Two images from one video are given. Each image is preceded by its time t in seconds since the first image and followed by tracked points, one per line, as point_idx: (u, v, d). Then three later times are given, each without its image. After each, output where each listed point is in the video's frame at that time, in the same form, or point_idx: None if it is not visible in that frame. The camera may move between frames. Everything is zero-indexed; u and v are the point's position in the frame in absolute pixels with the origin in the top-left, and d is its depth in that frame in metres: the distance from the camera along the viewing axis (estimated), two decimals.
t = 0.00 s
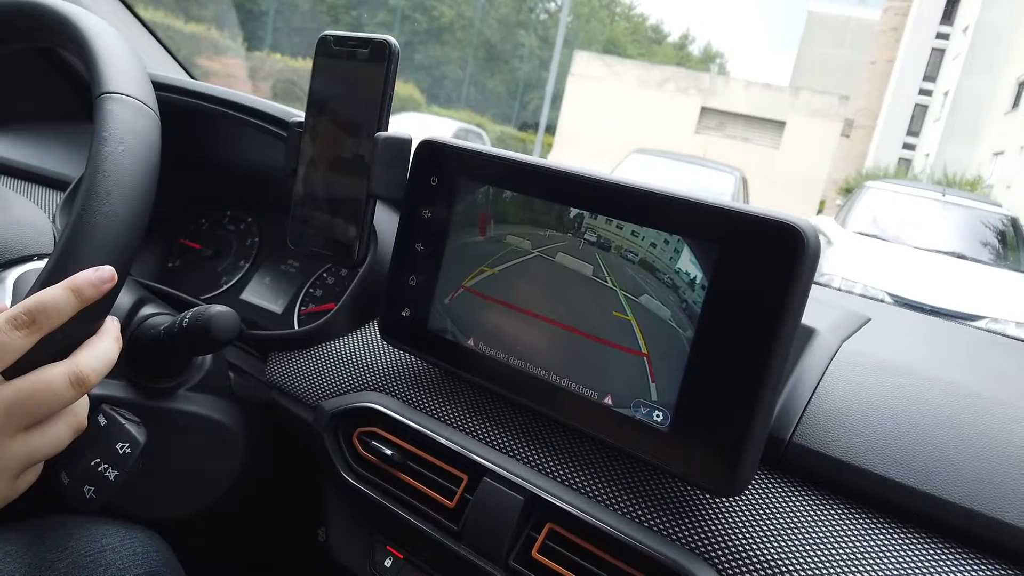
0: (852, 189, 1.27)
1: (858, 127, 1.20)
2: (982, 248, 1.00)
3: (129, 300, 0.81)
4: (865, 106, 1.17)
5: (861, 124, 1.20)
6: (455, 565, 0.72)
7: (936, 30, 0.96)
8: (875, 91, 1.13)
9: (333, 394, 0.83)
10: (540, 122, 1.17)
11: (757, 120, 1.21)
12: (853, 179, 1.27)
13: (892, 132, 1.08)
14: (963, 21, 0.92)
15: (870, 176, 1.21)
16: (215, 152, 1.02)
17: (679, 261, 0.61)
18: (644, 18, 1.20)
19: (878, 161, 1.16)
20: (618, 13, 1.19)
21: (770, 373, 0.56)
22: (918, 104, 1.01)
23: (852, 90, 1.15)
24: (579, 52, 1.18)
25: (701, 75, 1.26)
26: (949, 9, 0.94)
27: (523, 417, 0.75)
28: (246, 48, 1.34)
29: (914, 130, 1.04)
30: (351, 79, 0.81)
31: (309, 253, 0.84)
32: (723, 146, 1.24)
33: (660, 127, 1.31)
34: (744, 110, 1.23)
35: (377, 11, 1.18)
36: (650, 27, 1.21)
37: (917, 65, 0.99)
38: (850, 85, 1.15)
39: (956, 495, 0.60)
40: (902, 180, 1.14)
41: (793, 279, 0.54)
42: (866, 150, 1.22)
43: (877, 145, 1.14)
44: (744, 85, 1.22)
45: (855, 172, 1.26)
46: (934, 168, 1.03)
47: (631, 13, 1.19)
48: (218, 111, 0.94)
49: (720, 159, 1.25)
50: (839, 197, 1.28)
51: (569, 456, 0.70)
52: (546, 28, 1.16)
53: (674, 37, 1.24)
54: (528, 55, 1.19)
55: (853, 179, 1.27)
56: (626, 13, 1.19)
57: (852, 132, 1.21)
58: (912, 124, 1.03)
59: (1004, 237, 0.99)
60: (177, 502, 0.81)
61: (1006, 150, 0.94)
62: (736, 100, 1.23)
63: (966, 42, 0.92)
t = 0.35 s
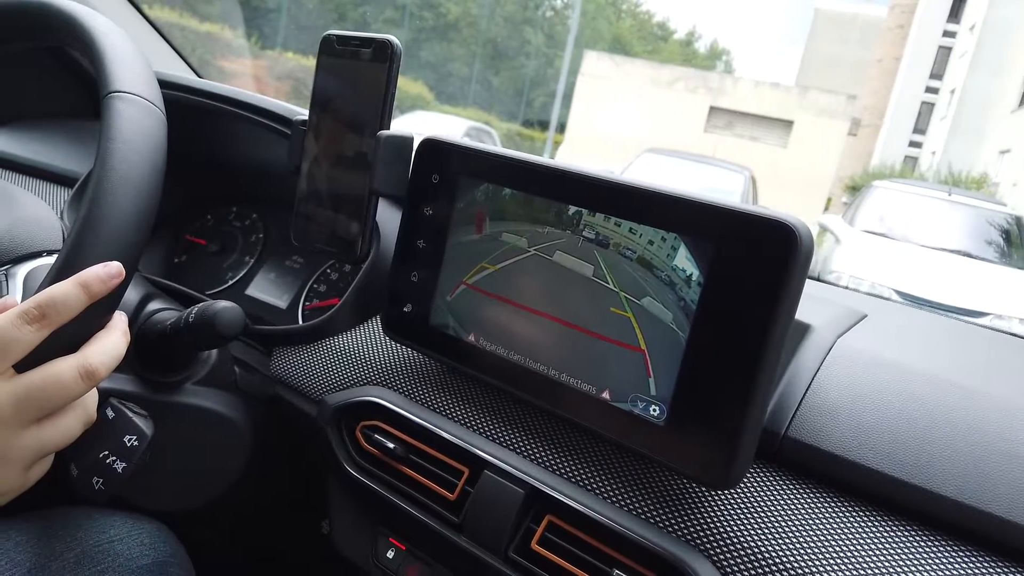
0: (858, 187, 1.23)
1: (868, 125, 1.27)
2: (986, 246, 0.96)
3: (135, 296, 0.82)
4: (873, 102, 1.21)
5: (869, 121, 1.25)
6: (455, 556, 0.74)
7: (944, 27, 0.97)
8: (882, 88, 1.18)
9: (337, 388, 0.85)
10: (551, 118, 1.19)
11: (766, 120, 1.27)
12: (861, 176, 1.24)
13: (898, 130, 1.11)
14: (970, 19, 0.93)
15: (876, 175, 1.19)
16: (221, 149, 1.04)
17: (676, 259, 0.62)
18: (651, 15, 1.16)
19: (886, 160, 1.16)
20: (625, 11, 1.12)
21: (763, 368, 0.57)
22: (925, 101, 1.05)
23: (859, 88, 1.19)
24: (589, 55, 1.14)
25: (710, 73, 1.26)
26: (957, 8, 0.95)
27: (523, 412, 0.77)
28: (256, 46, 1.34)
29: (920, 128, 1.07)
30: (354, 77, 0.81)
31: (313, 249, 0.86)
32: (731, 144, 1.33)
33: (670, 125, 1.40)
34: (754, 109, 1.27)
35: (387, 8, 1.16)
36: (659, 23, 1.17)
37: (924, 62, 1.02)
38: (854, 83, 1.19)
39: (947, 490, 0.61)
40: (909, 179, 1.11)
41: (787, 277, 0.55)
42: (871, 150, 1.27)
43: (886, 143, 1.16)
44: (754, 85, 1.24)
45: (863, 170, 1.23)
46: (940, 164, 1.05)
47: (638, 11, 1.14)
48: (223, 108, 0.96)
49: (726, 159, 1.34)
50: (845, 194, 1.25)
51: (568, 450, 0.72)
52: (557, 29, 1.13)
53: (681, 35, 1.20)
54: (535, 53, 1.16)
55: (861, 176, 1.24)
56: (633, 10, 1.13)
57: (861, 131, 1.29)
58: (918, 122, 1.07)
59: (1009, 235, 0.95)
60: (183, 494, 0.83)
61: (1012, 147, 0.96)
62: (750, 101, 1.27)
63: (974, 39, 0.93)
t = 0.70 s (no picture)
0: (866, 185, 1.08)
1: (875, 122, 1.06)
2: (989, 241, 0.88)
3: (143, 286, 0.82)
4: (878, 102, 1.04)
5: (877, 119, 1.06)
6: (464, 549, 0.73)
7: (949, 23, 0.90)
8: (889, 84, 1.02)
9: (345, 380, 0.84)
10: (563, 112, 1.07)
11: (774, 117, 1.10)
12: (866, 174, 1.08)
13: (904, 124, 0.98)
14: (977, 15, 0.89)
15: (880, 173, 1.06)
16: (229, 140, 1.03)
17: (691, 249, 0.61)
18: (655, 11, 1.07)
19: (884, 158, 1.05)
20: (630, 5, 1.04)
21: (779, 358, 0.56)
22: (930, 97, 0.94)
23: (867, 86, 1.02)
24: (596, 51, 1.05)
25: (714, 71, 1.14)
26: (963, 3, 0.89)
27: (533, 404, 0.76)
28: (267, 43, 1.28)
29: (926, 127, 0.96)
30: (363, 66, 0.81)
31: (322, 240, 0.85)
32: (738, 142, 1.15)
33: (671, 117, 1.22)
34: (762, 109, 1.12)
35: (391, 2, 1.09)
36: (662, 20, 1.08)
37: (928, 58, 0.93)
38: (863, 82, 1.02)
39: (965, 484, 0.60)
40: (913, 177, 1.02)
41: (805, 266, 0.54)
42: (879, 148, 1.07)
43: (888, 138, 1.04)
44: (759, 82, 1.11)
45: (867, 166, 1.08)
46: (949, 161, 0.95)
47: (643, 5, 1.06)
48: (231, 98, 0.96)
49: (735, 156, 1.15)
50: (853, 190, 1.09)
51: (579, 443, 0.71)
52: (564, 24, 1.05)
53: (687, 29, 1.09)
54: (541, 48, 1.07)
55: (867, 173, 1.08)
56: (637, 5, 1.06)
57: (869, 126, 1.07)
58: (925, 120, 0.95)
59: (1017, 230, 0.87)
60: (191, 486, 0.82)
61: (1019, 145, 0.87)
62: (750, 97, 1.13)
63: (979, 36, 0.88)
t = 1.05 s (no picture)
0: (871, 182, 1.00)
1: (881, 119, 0.99)
2: (993, 238, 0.86)
3: (145, 279, 0.82)
4: (884, 96, 0.97)
5: (884, 116, 0.98)
6: (465, 543, 0.73)
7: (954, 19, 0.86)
8: (894, 81, 0.96)
9: (346, 374, 0.84)
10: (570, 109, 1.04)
11: (781, 115, 1.04)
12: (871, 169, 1.00)
13: (907, 123, 0.93)
14: (982, 12, 0.85)
15: (885, 170, 0.98)
16: (232, 134, 1.03)
17: (692, 243, 0.61)
18: (660, 7, 1.01)
19: (889, 154, 0.97)
20: None
21: (780, 352, 0.56)
22: (935, 95, 0.89)
23: (872, 82, 0.96)
24: (603, 47, 1.00)
25: (718, 68, 1.07)
26: None
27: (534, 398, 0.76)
28: (275, 42, 1.24)
29: (932, 123, 0.90)
30: (365, 59, 0.81)
31: (323, 234, 0.85)
32: (743, 140, 1.09)
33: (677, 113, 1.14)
34: (777, 108, 1.04)
35: None
36: (668, 16, 1.02)
37: (931, 56, 0.89)
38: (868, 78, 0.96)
39: (966, 479, 0.60)
40: (918, 175, 0.95)
41: (805, 260, 0.54)
42: (885, 145, 0.98)
43: (894, 136, 0.96)
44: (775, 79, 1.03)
45: (872, 162, 0.99)
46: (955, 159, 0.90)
47: None
48: (233, 92, 0.96)
49: (741, 155, 1.08)
50: (856, 188, 1.02)
51: (579, 437, 0.71)
52: (569, 21, 1.02)
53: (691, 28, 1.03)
54: (546, 44, 1.04)
55: (871, 170, 1.00)
56: None
57: (874, 125, 0.99)
58: (930, 116, 0.90)
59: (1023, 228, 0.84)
60: (194, 479, 0.83)
61: None
62: (762, 95, 1.06)
63: (984, 34, 0.84)
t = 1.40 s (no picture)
0: (874, 178, 0.97)
1: (884, 117, 0.95)
2: (997, 235, 0.83)
3: (146, 270, 0.81)
4: (888, 93, 0.93)
5: (888, 113, 0.94)
6: (469, 537, 0.73)
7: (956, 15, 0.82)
8: (899, 77, 0.92)
9: (348, 367, 0.83)
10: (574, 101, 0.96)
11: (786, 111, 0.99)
12: (873, 166, 0.97)
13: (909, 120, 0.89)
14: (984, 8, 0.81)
15: (888, 167, 0.95)
16: (234, 126, 1.02)
17: (700, 234, 0.60)
18: (663, 2, 0.95)
19: (891, 151, 0.94)
20: None
21: (789, 344, 0.55)
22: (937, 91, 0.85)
23: (877, 81, 0.92)
24: (606, 44, 0.92)
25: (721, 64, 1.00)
26: None
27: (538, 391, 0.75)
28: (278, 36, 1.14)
29: (934, 119, 0.87)
30: (367, 49, 0.80)
31: (325, 226, 0.85)
32: (747, 138, 1.02)
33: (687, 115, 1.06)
34: (780, 105, 0.99)
35: None
36: (669, 11, 0.96)
37: (934, 53, 0.85)
38: (873, 75, 0.91)
39: (977, 472, 0.59)
40: (920, 170, 0.92)
41: (815, 250, 0.53)
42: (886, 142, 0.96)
43: (896, 132, 0.93)
44: (786, 76, 0.97)
45: (875, 158, 0.96)
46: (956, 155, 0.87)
47: None
48: (233, 82, 0.95)
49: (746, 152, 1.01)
50: (858, 183, 0.97)
51: (584, 430, 0.70)
52: (571, 16, 0.92)
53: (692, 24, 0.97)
54: (548, 40, 0.93)
55: (874, 164, 0.96)
56: None
57: (877, 121, 0.96)
58: (932, 112, 0.86)
59: None
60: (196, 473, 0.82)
61: None
62: (770, 93, 1.00)
63: (988, 30, 0.80)
